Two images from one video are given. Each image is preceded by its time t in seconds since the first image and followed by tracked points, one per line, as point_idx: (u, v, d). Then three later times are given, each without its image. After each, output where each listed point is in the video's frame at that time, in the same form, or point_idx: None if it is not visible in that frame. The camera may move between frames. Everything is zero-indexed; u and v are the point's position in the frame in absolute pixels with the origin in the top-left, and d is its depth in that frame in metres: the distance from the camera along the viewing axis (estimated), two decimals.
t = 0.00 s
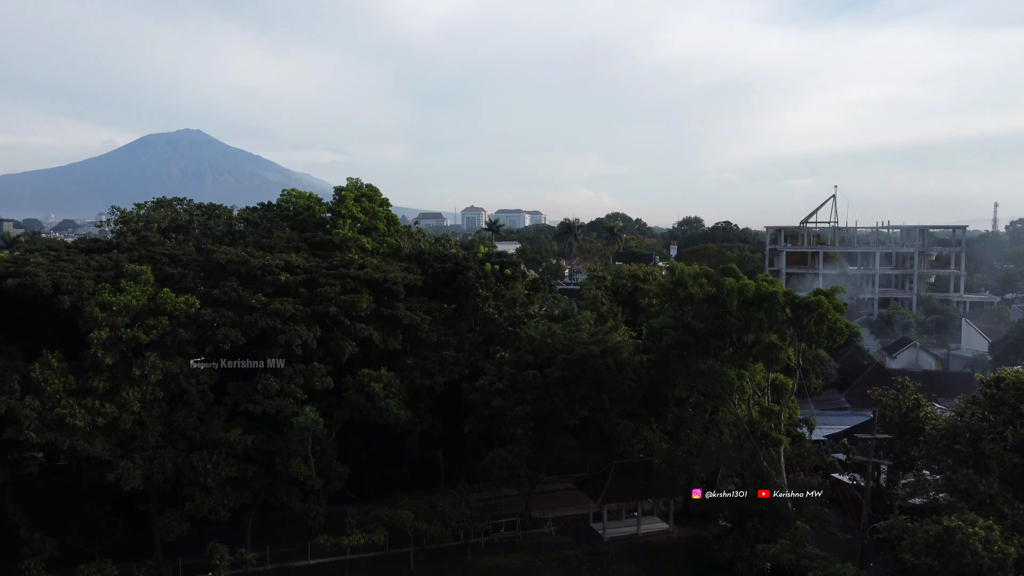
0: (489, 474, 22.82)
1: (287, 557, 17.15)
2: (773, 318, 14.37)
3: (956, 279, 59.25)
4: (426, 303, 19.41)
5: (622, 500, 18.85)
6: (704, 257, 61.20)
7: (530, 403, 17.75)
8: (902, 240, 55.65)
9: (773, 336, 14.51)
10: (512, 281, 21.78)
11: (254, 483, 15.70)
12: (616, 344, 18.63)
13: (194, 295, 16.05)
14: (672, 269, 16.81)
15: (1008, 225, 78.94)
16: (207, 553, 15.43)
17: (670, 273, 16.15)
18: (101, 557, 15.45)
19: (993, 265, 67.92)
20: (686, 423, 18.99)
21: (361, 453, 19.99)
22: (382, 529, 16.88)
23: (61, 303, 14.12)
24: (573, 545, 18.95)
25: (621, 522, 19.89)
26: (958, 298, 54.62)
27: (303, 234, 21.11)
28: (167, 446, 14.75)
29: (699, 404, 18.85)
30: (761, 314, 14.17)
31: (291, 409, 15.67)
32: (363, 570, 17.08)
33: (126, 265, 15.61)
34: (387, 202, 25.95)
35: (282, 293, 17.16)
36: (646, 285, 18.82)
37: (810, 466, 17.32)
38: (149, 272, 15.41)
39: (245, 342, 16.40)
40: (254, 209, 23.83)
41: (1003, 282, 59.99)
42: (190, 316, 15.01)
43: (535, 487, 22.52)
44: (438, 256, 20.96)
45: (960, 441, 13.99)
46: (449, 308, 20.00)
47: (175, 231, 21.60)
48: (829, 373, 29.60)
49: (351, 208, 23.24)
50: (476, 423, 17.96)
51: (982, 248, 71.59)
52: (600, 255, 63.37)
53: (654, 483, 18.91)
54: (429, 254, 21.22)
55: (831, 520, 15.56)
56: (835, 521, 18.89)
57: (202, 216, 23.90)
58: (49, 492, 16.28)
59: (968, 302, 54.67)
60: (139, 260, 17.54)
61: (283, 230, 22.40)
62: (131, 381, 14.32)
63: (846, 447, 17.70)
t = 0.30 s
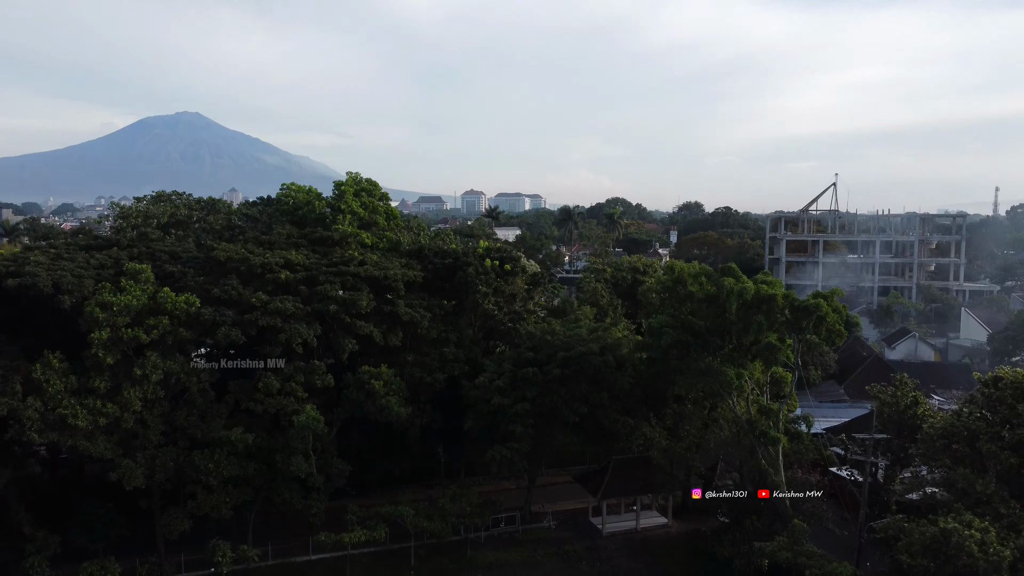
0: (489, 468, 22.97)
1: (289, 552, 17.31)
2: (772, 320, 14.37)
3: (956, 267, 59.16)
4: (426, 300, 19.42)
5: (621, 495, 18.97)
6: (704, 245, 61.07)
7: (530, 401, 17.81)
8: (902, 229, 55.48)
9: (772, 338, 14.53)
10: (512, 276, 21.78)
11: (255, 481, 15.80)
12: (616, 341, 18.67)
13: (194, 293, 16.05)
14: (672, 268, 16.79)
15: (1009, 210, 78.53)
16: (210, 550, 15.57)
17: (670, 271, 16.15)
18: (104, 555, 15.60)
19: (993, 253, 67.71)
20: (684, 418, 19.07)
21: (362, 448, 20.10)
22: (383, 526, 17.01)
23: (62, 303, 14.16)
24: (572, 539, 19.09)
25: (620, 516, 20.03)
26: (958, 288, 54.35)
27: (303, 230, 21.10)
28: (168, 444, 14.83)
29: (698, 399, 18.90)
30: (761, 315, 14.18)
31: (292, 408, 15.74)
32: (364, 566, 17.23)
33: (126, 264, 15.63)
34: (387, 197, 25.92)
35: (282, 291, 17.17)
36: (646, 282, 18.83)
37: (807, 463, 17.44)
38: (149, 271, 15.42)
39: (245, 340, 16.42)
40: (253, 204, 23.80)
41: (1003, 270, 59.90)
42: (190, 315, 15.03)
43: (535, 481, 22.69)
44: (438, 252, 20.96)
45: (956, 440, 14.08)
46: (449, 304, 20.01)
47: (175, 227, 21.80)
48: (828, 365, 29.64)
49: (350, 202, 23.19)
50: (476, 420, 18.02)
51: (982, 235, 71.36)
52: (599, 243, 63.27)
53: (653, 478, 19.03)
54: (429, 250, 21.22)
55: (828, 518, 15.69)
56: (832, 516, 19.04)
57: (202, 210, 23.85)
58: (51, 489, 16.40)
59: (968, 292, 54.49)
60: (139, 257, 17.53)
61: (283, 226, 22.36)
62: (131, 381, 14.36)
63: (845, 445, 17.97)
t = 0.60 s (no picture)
0: (489, 462, 23.11)
1: (291, 547, 17.48)
2: (772, 320, 14.39)
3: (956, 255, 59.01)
4: (426, 296, 19.44)
5: (620, 490, 19.10)
6: (704, 233, 60.99)
7: (530, 398, 17.88)
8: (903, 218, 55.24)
9: (772, 338, 14.56)
10: (512, 271, 21.78)
11: (257, 478, 15.91)
12: (615, 338, 18.70)
13: (194, 292, 16.06)
14: (671, 266, 16.79)
15: (1011, 194, 78.03)
16: (212, 547, 15.72)
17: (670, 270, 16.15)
18: (107, 553, 15.74)
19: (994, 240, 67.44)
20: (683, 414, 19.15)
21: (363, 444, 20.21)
22: (384, 522, 17.15)
23: (62, 304, 14.20)
24: (572, 534, 19.26)
25: (619, 510, 20.17)
26: (957, 277, 54.10)
27: (302, 226, 21.07)
28: (170, 443, 14.93)
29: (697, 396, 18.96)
30: (760, 316, 14.22)
31: (293, 406, 15.82)
32: (365, 561, 17.41)
33: (126, 263, 15.64)
34: (387, 190, 25.83)
35: (282, 289, 17.18)
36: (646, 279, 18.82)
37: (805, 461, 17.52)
38: (149, 270, 15.43)
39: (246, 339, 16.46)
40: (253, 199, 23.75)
41: (1004, 258, 59.73)
42: (191, 315, 15.06)
43: (535, 475, 22.83)
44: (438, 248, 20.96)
45: (954, 440, 14.15)
46: (449, 301, 20.03)
47: (174, 223, 21.77)
48: (827, 357, 29.67)
49: (350, 197, 23.12)
50: (476, 417, 18.10)
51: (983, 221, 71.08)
52: (599, 231, 63.18)
53: (652, 474, 19.13)
54: (429, 246, 21.20)
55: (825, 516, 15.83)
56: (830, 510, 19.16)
57: (201, 205, 23.80)
58: (55, 486, 16.55)
59: (967, 280, 54.31)
60: (139, 255, 17.53)
61: (283, 220, 22.33)
62: (133, 381, 14.42)
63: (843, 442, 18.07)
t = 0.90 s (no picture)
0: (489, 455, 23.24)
1: (292, 542, 17.63)
2: (771, 320, 14.43)
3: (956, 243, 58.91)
4: (426, 293, 19.47)
5: (619, 485, 19.22)
6: (704, 221, 60.84)
7: (529, 395, 17.96)
8: (903, 207, 55.09)
9: (771, 338, 14.61)
10: (512, 267, 21.80)
11: (258, 475, 16.01)
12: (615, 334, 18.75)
13: (195, 290, 16.09)
14: (671, 264, 16.80)
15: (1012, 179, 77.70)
16: (215, 544, 15.86)
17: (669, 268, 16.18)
18: (111, 549, 15.93)
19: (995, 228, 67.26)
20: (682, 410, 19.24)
21: (364, 439, 20.33)
22: (385, 518, 17.30)
23: (64, 303, 14.25)
24: (571, 528, 19.41)
25: (618, 504, 20.33)
26: (957, 266, 53.89)
27: (302, 222, 21.06)
28: (172, 441, 15.01)
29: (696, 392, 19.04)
30: (760, 317, 14.27)
31: (294, 404, 15.90)
32: (366, 556, 17.56)
33: (126, 261, 15.66)
34: (387, 184, 25.78)
35: (282, 287, 17.21)
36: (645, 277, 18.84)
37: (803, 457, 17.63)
38: (150, 268, 15.47)
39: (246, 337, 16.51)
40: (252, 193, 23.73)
41: (1004, 245, 59.62)
42: (192, 313, 15.11)
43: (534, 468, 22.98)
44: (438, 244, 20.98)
45: (951, 439, 14.24)
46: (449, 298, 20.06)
47: (173, 217, 21.75)
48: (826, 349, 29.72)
49: (349, 191, 23.09)
50: (476, 414, 18.16)
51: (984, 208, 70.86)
52: (599, 219, 63.07)
53: (651, 469, 19.25)
54: (429, 241, 21.22)
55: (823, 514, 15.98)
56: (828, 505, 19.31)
57: (201, 199, 23.78)
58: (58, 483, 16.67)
59: (967, 270, 54.20)
60: (139, 251, 17.54)
61: (282, 215, 22.31)
62: (135, 380, 14.49)
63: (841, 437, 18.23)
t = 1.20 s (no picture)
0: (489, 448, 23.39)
1: (294, 537, 17.81)
2: (770, 322, 14.49)
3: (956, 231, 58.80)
4: (426, 289, 19.53)
5: (617, 480, 19.38)
6: (704, 208, 60.33)
7: (529, 391, 18.07)
8: (904, 196, 54.98)
9: (769, 339, 14.67)
10: (512, 262, 21.84)
11: (260, 472, 16.12)
12: (614, 331, 18.83)
13: (195, 288, 16.13)
14: (671, 262, 16.86)
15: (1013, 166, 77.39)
16: (218, 540, 16.02)
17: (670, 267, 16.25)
18: (114, 545, 16.09)
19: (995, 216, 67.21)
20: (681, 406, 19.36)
21: (365, 434, 20.47)
22: (386, 514, 17.45)
23: (65, 303, 14.31)
24: (570, 523, 19.59)
25: (617, 498, 20.50)
26: (957, 254, 53.82)
27: (302, 218, 21.07)
28: (175, 439, 15.12)
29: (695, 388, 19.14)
30: (759, 318, 14.34)
31: (296, 402, 16.00)
32: (367, 551, 17.73)
33: (127, 260, 15.71)
34: (387, 178, 25.70)
35: (283, 284, 17.25)
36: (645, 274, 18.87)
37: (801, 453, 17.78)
38: (150, 267, 15.49)
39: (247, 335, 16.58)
40: (252, 189, 23.68)
41: (1005, 233, 59.43)
42: (193, 312, 15.18)
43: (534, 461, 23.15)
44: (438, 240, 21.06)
45: (947, 438, 14.35)
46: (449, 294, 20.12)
47: (174, 213, 21.74)
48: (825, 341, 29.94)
49: (349, 186, 23.07)
50: (477, 410, 18.26)
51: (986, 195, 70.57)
52: (599, 208, 62.95)
53: (649, 464, 19.39)
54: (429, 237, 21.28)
55: (819, 511, 16.11)
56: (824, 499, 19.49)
57: (202, 194, 23.81)
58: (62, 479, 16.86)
59: (966, 258, 54.20)
60: (138, 249, 17.55)
61: (282, 210, 22.31)
62: (136, 379, 14.56)
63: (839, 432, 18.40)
